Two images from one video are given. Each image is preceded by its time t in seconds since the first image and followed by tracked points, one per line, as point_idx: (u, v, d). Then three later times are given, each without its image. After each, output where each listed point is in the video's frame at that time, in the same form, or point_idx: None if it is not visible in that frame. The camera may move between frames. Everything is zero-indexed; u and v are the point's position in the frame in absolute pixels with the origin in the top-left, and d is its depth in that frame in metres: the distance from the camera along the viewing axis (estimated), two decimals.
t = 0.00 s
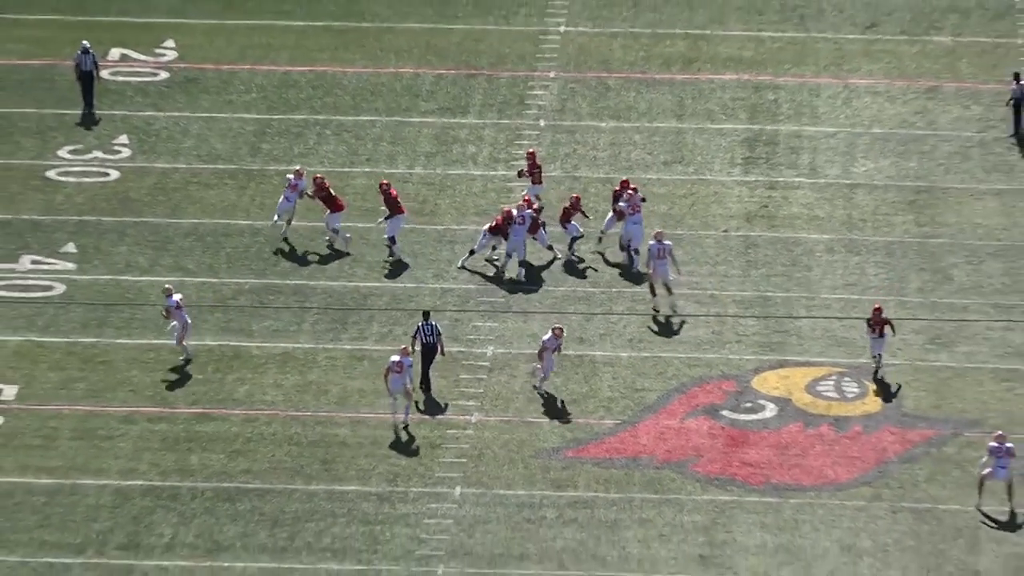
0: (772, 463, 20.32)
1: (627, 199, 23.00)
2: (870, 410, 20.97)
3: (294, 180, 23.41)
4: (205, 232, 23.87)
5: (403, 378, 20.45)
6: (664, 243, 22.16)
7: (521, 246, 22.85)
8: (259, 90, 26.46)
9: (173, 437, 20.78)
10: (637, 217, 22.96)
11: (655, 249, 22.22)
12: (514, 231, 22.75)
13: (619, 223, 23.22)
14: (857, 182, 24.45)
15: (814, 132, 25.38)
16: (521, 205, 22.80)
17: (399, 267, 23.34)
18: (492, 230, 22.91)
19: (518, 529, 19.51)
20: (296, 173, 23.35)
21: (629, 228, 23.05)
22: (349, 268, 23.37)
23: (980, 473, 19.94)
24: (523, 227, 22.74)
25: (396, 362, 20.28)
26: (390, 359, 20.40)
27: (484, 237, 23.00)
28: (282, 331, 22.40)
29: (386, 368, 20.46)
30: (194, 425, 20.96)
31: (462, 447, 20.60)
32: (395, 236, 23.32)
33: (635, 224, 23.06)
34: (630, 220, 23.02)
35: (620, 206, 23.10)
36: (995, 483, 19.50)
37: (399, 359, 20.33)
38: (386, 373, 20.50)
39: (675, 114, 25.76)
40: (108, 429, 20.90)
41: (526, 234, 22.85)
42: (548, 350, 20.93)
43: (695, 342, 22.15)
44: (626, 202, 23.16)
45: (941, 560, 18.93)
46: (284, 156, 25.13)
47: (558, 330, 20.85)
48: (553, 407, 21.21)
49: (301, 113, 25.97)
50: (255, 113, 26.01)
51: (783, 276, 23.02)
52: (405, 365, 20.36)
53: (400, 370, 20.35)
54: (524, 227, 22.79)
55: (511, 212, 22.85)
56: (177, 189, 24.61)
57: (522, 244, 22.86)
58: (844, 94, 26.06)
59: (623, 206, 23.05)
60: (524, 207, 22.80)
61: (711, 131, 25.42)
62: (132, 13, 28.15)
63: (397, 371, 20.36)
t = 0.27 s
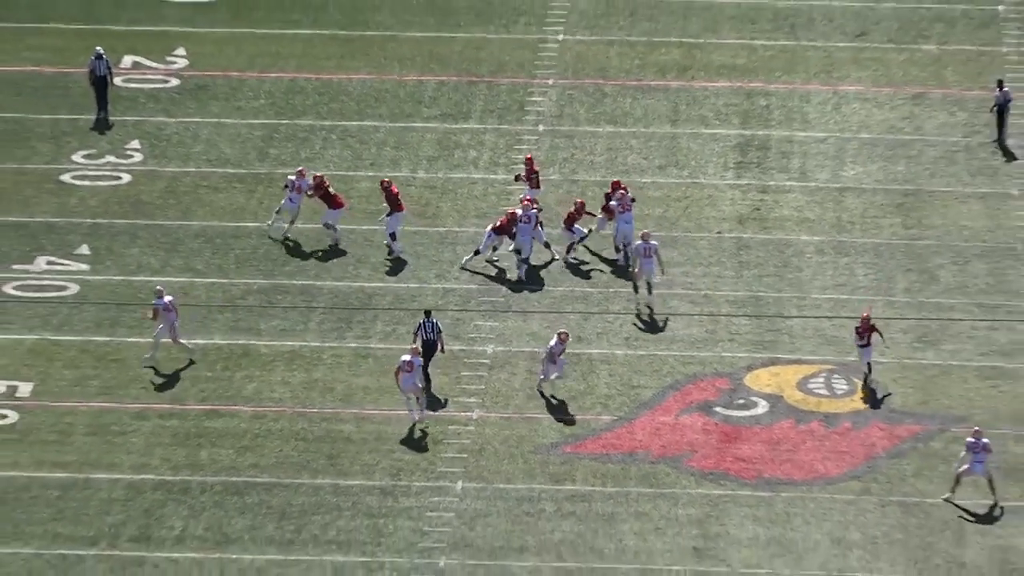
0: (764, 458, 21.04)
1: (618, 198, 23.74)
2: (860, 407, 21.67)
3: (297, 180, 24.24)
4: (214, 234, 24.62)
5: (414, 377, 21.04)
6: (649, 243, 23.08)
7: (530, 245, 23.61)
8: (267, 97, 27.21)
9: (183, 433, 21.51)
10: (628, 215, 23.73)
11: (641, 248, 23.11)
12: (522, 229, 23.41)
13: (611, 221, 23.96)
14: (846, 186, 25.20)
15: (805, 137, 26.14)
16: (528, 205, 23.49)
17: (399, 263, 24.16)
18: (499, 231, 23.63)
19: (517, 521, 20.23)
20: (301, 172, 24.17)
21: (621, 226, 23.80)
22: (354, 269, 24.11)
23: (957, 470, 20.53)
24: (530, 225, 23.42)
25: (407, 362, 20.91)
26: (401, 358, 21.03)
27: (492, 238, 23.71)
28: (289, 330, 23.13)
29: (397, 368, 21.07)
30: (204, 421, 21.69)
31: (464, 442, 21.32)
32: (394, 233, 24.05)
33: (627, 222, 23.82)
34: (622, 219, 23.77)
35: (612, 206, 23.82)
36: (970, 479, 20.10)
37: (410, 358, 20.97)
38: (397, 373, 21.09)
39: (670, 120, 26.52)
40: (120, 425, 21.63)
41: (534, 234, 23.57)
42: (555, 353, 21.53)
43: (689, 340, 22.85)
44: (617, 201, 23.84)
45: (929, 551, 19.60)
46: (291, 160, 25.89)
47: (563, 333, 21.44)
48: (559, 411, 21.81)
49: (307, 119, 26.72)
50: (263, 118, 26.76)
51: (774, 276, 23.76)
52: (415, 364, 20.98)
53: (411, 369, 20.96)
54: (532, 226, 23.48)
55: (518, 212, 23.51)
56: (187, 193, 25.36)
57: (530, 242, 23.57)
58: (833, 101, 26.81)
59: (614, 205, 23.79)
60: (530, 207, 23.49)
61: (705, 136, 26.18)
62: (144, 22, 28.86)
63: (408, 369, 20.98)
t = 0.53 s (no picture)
0: (756, 454, 21.75)
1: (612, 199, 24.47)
2: (849, 403, 22.38)
3: (296, 180, 25.03)
4: (223, 236, 25.36)
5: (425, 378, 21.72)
6: (636, 247, 23.51)
7: (538, 244, 24.41)
8: (273, 101, 27.94)
9: (193, 428, 22.24)
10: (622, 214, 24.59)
11: (629, 252, 23.53)
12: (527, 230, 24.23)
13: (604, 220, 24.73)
14: (836, 189, 25.94)
15: (796, 141, 26.88)
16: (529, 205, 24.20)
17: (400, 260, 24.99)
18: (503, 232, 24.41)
19: (517, 515, 20.97)
20: (301, 172, 24.99)
21: (615, 226, 24.64)
22: (358, 269, 24.84)
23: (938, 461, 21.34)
24: (535, 226, 24.23)
25: (416, 363, 21.60)
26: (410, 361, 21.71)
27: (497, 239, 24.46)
28: (296, 329, 23.86)
29: (408, 371, 21.76)
30: (213, 417, 22.42)
31: (465, 438, 22.05)
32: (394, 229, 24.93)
33: (619, 221, 24.68)
34: (615, 218, 24.58)
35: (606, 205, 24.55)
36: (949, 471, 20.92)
37: (419, 361, 21.62)
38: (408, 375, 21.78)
39: (665, 125, 27.26)
40: (132, 421, 22.36)
41: (540, 234, 24.35)
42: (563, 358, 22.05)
43: (684, 338, 23.56)
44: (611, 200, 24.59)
45: (917, 543, 20.35)
46: (297, 163, 26.62)
47: (568, 338, 22.06)
48: (567, 415, 22.39)
49: (313, 124, 27.45)
50: (269, 122, 27.50)
51: (766, 276, 24.48)
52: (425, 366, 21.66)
53: (422, 371, 21.64)
54: (537, 227, 24.28)
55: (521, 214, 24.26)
56: (196, 195, 26.10)
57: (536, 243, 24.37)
58: (824, 106, 27.54)
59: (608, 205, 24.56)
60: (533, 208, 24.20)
61: (699, 140, 26.93)
62: (154, 29, 29.55)
63: (418, 371, 21.66)
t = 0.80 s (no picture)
0: (745, 446, 22.85)
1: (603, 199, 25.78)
2: (834, 396, 23.46)
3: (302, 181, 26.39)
4: (236, 238, 26.55)
5: (436, 378, 22.93)
6: (617, 250, 24.78)
7: (548, 247, 25.58)
8: (283, 110, 29.13)
9: (207, 422, 23.43)
10: (614, 212, 25.98)
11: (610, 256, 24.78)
12: (535, 233, 25.44)
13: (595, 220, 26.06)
14: (821, 194, 27.11)
15: (783, 147, 28.08)
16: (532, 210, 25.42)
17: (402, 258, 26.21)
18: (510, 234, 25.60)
19: (516, 504, 22.14)
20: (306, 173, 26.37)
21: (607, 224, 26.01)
22: (365, 270, 26.01)
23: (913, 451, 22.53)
24: (541, 229, 25.46)
25: (426, 365, 22.80)
26: (421, 362, 22.92)
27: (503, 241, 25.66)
28: (306, 327, 25.03)
29: (419, 372, 22.98)
30: (226, 411, 23.60)
31: (466, 431, 23.21)
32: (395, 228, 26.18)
33: (611, 219, 26.03)
34: (607, 217, 25.96)
35: (597, 205, 25.85)
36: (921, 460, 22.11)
37: (429, 362, 22.82)
38: (420, 377, 23.01)
39: (658, 133, 28.45)
40: (149, 414, 23.54)
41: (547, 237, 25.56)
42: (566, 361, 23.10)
43: (676, 336, 24.70)
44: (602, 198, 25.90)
45: (898, 531, 21.49)
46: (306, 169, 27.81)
47: (573, 343, 23.03)
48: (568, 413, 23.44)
49: (321, 131, 28.65)
50: (280, 130, 28.70)
51: (754, 277, 25.65)
52: (435, 367, 22.85)
53: (432, 372, 22.85)
54: (543, 230, 25.50)
55: (527, 218, 25.46)
56: (210, 200, 27.30)
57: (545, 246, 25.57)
58: (809, 115, 28.73)
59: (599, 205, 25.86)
60: (535, 211, 25.46)
61: (691, 147, 28.14)
62: (169, 40, 30.76)
63: (429, 372, 22.86)
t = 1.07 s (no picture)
0: (745, 446, 22.85)
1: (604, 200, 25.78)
2: (834, 396, 23.46)
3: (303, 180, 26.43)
4: (236, 238, 26.55)
5: (436, 378, 22.93)
6: (616, 250, 24.78)
7: (547, 247, 25.58)
8: (283, 110, 29.14)
9: (207, 422, 23.42)
10: (614, 212, 25.99)
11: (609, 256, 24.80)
12: (535, 233, 25.43)
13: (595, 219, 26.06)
14: (821, 194, 27.11)
15: (783, 147, 28.08)
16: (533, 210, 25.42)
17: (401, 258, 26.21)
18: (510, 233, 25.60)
19: (516, 504, 22.14)
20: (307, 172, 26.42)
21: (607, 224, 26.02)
22: (365, 270, 26.01)
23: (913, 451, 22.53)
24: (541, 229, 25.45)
25: (426, 365, 22.80)
26: (421, 362, 22.91)
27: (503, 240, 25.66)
28: (306, 327, 25.04)
29: (420, 372, 22.98)
30: (226, 411, 23.60)
31: (466, 431, 23.21)
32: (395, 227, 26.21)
33: (611, 219, 26.03)
34: (607, 217, 25.98)
35: (597, 204, 25.85)
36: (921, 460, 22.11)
37: (429, 362, 22.81)
38: (420, 377, 23.01)
39: (658, 133, 28.46)
40: (149, 414, 23.54)
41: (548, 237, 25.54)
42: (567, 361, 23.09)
43: (676, 335, 24.70)
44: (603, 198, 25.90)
45: (898, 531, 21.50)
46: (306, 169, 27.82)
47: (574, 342, 23.03)
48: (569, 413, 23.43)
49: (321, 131, 28.65)
50: (279, 130, 28.70)
51: (754, 277, 25.65)
52: (435, 366, 22.84)
53: (432, 372, 22.85)
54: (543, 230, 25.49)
55: (527, 218, 25.47)
56: (210, 200, 27.30)
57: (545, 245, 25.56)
58: (809, 115, 28.73)
59: (599, 204, 25.85)
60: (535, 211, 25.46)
61: (691, 147, 28.15)
62: (170, 40, 30.75)
63: (429, 372, 22.86)
